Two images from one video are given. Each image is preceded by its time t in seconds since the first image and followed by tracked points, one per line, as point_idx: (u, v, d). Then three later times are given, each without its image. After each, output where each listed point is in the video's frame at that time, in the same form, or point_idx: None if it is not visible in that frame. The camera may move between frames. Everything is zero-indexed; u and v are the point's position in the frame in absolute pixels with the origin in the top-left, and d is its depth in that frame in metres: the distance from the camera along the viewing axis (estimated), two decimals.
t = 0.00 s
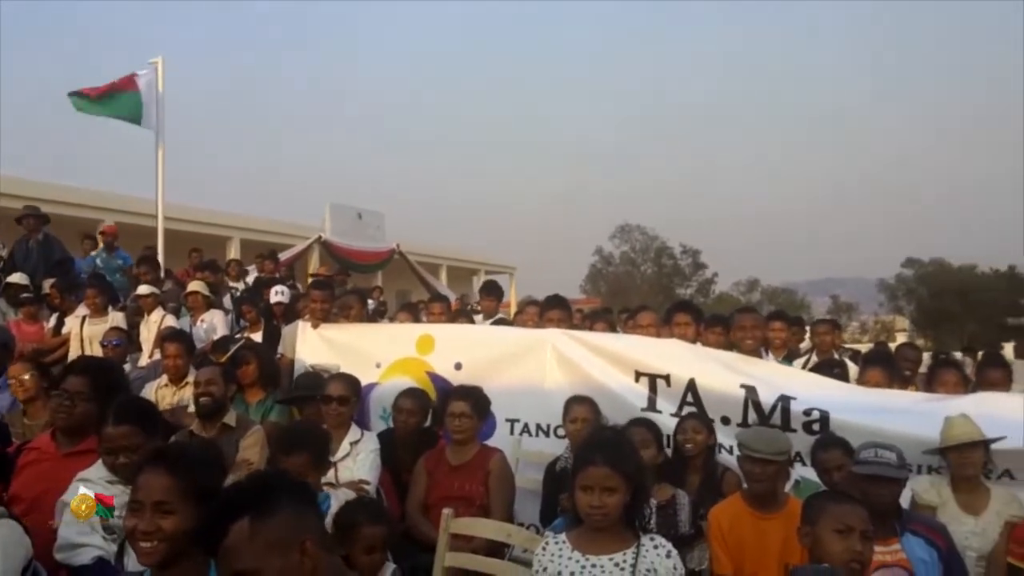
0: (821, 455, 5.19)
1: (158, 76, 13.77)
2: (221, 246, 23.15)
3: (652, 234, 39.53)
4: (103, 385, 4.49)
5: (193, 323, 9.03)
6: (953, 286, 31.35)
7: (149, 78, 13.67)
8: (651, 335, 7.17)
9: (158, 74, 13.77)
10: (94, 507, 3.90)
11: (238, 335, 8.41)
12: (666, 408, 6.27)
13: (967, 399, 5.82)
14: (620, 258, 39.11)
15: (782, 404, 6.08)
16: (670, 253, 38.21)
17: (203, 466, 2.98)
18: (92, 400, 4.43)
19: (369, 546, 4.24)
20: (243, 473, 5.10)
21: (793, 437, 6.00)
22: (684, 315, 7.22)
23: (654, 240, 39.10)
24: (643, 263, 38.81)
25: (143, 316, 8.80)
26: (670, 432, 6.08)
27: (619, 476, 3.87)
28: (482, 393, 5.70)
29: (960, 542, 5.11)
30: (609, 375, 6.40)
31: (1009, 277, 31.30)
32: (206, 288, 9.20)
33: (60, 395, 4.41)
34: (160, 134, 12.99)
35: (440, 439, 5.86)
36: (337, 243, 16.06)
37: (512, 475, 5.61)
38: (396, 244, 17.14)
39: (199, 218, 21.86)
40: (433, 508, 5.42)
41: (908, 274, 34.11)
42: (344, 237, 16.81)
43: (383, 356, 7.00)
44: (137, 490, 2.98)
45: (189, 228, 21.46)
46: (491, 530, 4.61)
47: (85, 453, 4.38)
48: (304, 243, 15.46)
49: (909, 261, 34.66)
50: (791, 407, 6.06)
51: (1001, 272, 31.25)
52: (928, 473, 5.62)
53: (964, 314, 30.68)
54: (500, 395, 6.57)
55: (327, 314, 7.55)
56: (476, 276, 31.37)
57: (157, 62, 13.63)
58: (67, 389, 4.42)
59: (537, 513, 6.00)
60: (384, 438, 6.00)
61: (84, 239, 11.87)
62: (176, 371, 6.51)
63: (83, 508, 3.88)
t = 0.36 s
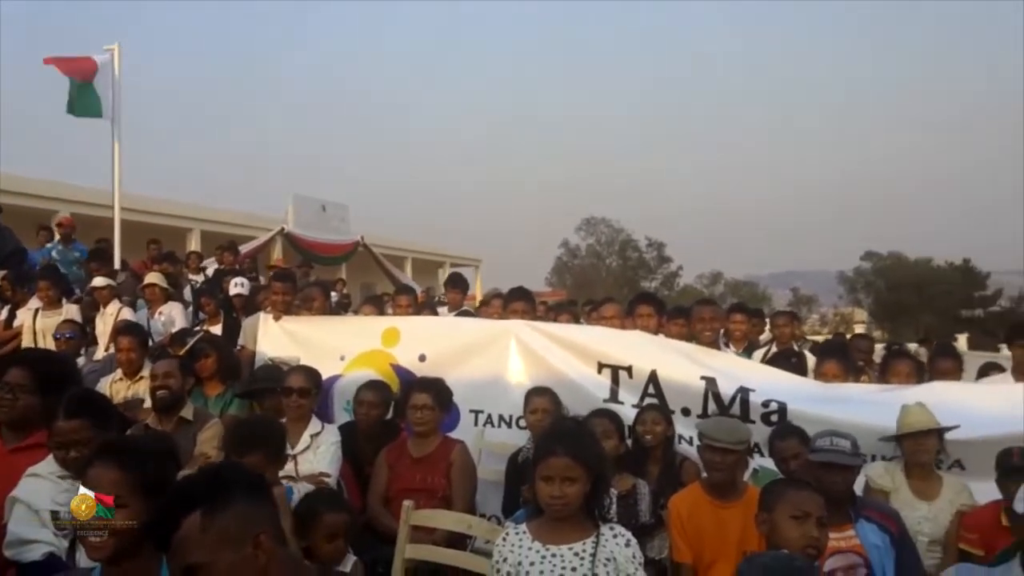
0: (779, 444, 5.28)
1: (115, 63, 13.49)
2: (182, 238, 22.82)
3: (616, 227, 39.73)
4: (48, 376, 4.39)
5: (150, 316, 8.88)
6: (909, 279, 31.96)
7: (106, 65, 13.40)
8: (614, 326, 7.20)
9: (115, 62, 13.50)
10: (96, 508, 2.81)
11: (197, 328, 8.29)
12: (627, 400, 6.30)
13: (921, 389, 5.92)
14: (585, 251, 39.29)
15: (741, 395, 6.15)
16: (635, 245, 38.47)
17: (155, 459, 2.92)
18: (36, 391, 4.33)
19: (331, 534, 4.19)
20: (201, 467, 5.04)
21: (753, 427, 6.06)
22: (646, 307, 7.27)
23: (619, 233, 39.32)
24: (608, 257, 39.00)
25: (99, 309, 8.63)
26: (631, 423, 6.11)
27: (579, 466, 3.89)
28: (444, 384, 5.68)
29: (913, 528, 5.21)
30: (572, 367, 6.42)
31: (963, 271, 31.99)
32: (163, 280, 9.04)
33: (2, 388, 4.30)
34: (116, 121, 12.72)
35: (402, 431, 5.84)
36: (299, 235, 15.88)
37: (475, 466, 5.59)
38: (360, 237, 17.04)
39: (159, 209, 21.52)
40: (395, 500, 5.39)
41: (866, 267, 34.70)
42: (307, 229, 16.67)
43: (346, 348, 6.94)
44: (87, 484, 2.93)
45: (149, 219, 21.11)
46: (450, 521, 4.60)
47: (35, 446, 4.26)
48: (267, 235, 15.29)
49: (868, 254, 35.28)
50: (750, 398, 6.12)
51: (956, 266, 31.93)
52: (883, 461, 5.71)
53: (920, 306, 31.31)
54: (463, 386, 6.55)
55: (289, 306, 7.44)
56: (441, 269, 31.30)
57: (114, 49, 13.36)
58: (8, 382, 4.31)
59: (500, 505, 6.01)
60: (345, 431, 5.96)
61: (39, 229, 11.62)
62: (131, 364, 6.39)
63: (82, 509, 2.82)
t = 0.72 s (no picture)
0: (740, 430, 5.37)
1: (70, 52, 13.18)
2: (144, 228, 22.46)
3: (584, 217, 39.84)
4: None
5: (110, 307, 8.73)
6: (871, 267, 32.46)
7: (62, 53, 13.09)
8: (578, 315, 7.22)
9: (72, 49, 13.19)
10: (97, 509, 2.71)
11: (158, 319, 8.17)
12: (592, 388, 6.34)
13: (879, 373, 6.02)
14: (553, 241, 39.38)
15: (704, 382, 6.21)
16: (603, 235, 38.63)
17: (110, 452, 2.89)
18: None
19: (295, 521, 4.16)
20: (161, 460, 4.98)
21: (716, 415, 6.12)
22: (611, 296, 7.29)
23: (587, 223, 39.45)
24: (576, 246, 39.12)
25: (56, 300, 8.46)
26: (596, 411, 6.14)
27: (543, 453, 3.92)
28: (408, 374, 5.67)
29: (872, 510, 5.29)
30: (536, 356, 6.43)
31: (923, 259, 32.57)
32: (124, 270, 8.89)
33: None
34: (73, 108, 12.43)
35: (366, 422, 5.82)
36: (264, 226, 15.72)
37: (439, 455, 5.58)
38: (326, 227, 16.90)
39: (120, 199, 21.16)
40: (359, 490, 5.37)
41: (829, 255, 35.17)
42: (273, 220, 16.50)
43: (309, 338, 6.89)
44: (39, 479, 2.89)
45: (110, 209, 20.75)
46: (414, 510, 4.60)
47: None
48: (230, 225, 15.10)
49: (831, 243, 35.77)
50: (713, 385, 6.19)
51: (915, 254, 32.53)
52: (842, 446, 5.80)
53: (881, 294, 31.82)
54: (428, 376, 6.53)
55: (252, 297, 7.30)
56: (408, 259, 31.16)
57: (70, 36, 13.05)
58: None
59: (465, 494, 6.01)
60: (308, 422, 5.93)
61: None
62: (89, 357, 6.29)
63: (82, 509, 2.73)
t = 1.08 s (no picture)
0: (695, 417, 5.46)
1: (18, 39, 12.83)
2: (97, 219, 22.01)
3: (546, 208, 39.90)
4: None
5: (60, 300, 8.55)
6: (827, 256, 33.03)
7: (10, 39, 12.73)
8: (535, 304, 7.23)
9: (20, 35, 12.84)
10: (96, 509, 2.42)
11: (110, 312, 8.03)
12: (550, 378, 6.36)
13: (831, 361, 6.13)
14: (516, 231, 39.43)
15: (660, 371, 6.27)
16: (565, 225, 38.77)
17: (54, 446, 2.82)
18: None
19: (242, 514, 4.12)
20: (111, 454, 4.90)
21: (671, 404, 6.17)
22: (568, 286, 7.32)
23: (549, 213, 39.56)
24: (538, 237, 39.18)
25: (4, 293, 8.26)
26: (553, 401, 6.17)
27: (502, 442, 3.91)
28: (365, 366, 5.64)
29: (825, 494, 5.37)
30: (494, 346, 6.44)
31: (876, 248, 33.25)
32: (74, 262, 8.70)
33: None
34: (23, 97, 12.11)
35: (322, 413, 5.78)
36: (222, 216, 15.43)
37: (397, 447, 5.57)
38: (285, 218, 16.74)
39: (73, 190, 20.71)
40: (315, 482, 5.33)
41: (786, 245, 35.70)
42: (230, 211, 16.29)
43: (265, 330, 6.82)
44: None
45: (63, 200, 20.31)
46: (369, 501, 4.58)
47: None
48: (187, 216, 14.87)
49: (788, 233, 36.34)
50: (669, 374, 6.25)
51: (870, 244, 33.19)
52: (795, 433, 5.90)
53: (837, 283, 32.42)
54: (385, 368, 6.50)
55: (207, 289, 7.21)
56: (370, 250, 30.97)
57: (18, 21, 12.70)
58: None
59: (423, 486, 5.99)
60: (263, 414, 5.88)
61: None
62: (38, 350, 6.15)
63: (81, 509, 2.43)
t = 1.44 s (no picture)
0: (657, 408, 5.53)
1: None
2: (56, 211, 21.59)
3: (514, 200, 39.90)
4: None
5: (15, 293, 8.38)
6: (790, 249, 33.49)
7: None
8: (499, 297, 7.23)
9: None
10: (97, 509, 2.32)
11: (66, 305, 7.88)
12: (514, 370, 6.38)
13: (789, 351, 6.22)
14: (483, 224, 39.44)
15: (623, 363, 6.31)
16: (532, 218, 38.85)
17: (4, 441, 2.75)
18: None
19: (202, 507, 4.08)
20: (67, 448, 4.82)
21: (634, 394, 6.22)
22: (532, 278, 7.33)
23: (516, 206, 39.63)
24: (506, 229, 39.18)
25: None
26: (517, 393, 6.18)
27: (482, 436, 3.93)
28: (326, 358, 5.61)
29: (785, 482, 5.43)
30: (459, 339, 6.44)
31: (838, 241, 33.78)
32: (30, 254, 8.53)
33: None
34: None
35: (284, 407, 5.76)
36: (185, 208, 15.21)
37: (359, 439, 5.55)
38: (249, 210, 16.57)
39: (30, 180, 20.29)
40: (277, 476, 5.30)
41: (750, 237, 36.11)
42: (193, 203, 16.08)
43: (226, 323, 6.74)
44: None
45: (18, 191, 19.87)
46: (330, 495, 4.57)
47: None
48: (147, 208, 14.66)
49: (752, 226, 36.79)
50: (632, 365, 6.29)
51: (831, 237, 33.73)
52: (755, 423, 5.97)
53: (799, 276, 32.93)
54: (349, 361, 6.46)
55: (165, 282, 7.11)
56: (336, 243, 30.76)
57: None
58: None
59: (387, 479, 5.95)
60: (223, 408, 5.83)
61: None
62: None
63: (81, 509, 2.31)
